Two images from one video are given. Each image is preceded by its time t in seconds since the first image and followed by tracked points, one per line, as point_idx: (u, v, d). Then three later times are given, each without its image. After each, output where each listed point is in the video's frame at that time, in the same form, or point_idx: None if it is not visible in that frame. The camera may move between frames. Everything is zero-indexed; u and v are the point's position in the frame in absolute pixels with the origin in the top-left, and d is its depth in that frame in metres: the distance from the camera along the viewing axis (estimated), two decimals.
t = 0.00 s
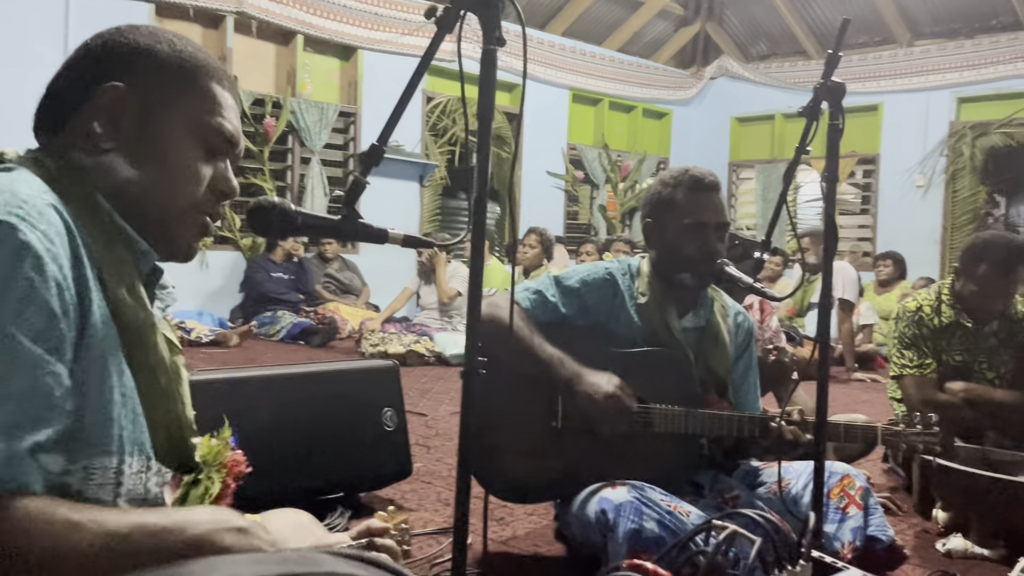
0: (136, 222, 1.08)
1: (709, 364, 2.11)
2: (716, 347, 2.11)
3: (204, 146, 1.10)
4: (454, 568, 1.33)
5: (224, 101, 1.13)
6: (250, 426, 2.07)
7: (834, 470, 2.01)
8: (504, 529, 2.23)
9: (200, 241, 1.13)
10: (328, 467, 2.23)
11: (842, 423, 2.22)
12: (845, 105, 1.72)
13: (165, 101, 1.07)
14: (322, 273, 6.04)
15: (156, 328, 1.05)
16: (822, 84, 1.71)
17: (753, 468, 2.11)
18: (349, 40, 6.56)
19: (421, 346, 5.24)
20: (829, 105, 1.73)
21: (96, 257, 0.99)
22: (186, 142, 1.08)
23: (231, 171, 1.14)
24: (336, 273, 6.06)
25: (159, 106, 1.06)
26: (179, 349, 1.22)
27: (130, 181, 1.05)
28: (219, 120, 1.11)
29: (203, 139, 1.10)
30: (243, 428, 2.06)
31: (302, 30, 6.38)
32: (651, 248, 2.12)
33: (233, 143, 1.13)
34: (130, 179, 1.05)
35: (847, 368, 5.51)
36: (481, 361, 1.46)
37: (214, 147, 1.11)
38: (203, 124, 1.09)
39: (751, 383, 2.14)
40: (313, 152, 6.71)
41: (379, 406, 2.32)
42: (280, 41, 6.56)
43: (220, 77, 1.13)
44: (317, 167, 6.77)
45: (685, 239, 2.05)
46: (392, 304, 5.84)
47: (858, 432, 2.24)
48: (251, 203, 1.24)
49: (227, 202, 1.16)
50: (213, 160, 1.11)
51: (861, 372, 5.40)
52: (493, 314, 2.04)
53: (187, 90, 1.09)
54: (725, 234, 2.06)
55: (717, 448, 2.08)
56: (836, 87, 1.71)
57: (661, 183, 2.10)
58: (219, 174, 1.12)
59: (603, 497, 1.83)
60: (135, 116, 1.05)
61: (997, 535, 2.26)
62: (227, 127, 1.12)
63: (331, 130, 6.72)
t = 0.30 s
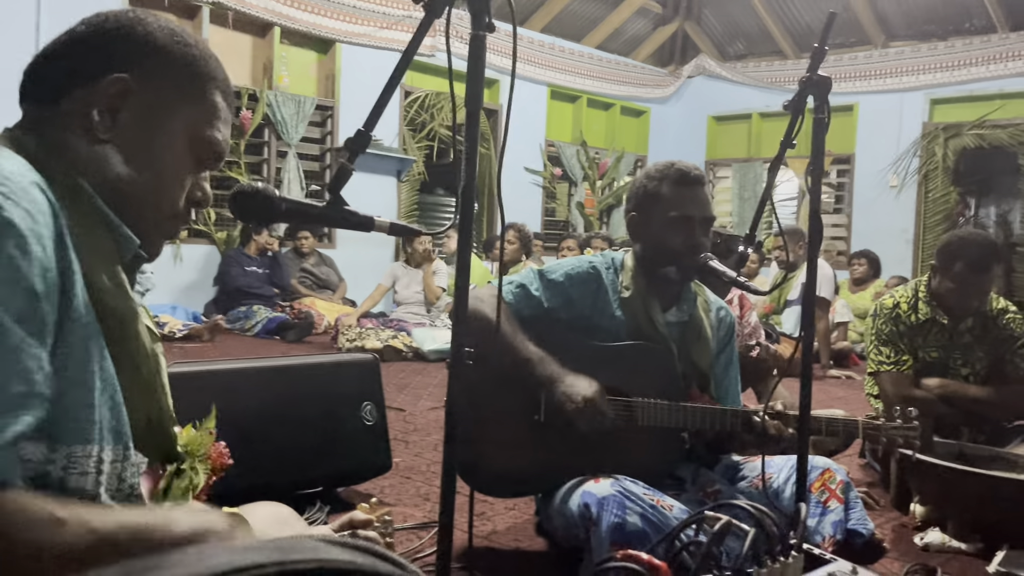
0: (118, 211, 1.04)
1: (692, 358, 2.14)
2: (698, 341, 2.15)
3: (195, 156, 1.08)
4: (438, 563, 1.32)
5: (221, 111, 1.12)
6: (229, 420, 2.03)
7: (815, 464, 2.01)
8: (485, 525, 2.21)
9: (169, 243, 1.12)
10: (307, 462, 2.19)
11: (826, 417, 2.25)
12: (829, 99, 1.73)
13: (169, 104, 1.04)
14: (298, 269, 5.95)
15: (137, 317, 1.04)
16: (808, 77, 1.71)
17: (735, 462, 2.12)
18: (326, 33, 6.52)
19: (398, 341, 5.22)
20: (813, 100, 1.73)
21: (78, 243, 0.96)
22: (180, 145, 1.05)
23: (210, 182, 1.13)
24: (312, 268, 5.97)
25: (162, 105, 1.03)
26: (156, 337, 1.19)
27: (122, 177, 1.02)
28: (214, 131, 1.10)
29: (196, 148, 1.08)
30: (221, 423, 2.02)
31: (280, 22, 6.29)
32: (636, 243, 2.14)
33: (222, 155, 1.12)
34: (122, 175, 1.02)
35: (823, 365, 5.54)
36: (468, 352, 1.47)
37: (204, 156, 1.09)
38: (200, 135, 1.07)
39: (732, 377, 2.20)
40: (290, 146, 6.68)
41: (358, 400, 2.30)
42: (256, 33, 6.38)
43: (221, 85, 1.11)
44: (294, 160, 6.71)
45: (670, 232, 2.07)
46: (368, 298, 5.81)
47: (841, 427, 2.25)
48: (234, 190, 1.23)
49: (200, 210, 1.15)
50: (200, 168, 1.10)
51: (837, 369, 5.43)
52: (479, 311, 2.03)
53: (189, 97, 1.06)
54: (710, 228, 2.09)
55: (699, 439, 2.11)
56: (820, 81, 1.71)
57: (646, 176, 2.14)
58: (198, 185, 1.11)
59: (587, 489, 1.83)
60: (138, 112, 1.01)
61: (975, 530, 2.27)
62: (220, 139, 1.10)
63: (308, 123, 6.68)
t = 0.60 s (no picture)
0: (69, 192, 0.99)
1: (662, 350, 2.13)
2: (669, 334, 2.13)
3: (154, 133, 1.03)
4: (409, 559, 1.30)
5: (186, 88, 1.08)
6: (193, 413, 1.99)
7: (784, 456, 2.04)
8: (453, 517, 2.19)
9: (131, 226, 1.07)
10: (273, 455, 2.15)
11: (796, 409, 2.26)
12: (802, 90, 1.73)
13: (122, 78, 1.00)
14: (263, 260, 5.85)
15: (94, 305, 0.96)
16: (781, 67, 1.72)
17: (705, 453, 2.11)
18: (295, 22, 6.36)
19: (366, 334, 5.17)
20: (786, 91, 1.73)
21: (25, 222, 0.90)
22: (137, 121, 1.01)
23: (175, 162, 1.07)
24: (277, 260, 5.90)
25: (116, 80, 0.99)
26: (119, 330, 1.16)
27: (67, 156, 0.97)
28: (179, 111, 1.05)
29: (155, 123, 1.03)
30: (184, 417, 1.97)
31: (246, 9, 6.16)
32: (608, 235, 2.13)
33: (188, 135, 1.08)
34: (68, 156, 0.97)
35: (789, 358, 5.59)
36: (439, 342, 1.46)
37: (168, 136, 1.05)
38: (160, 109, 1.03)
39: (702, 370, 2.19)
40: (254, 136, 6.38)
41: (324, 391, 2.27)
42: (220, 20, 6.31)
43: (184, 61, 1.07)
44: (259, 150, 6.42)
45: (640, 223, 2.07)
46: (335, 289, 5.74)
47: (810, 419, 2.27)
48: (200, 173, 1.20)
49: (164, 195, 1.09)
50: (164, 148, 1.05)
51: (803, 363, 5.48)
52: (449, 301, 2.07)
53: (150, 75, 1.02)
54: (680, 220, 2.09)
55: (669, 431, 2.11)
56: (792, 71, 1.71)
57: (617, 167, 2.14)
58: (161, 164, 1.06)
59: (557, 481, 1.82)
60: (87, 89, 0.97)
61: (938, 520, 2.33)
62: (183, 117, 1.06)
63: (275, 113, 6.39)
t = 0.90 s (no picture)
0: (14, 165, 1.02)
1: (619, 336, 2.15)
2: (626, 320, 2.15)
3: (92, 89, 1.06)
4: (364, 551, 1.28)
5: (118, 38, 1.10)
6: (138, 402, 1.92)
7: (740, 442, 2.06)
8: (408, 506, 2.17)
9: (85, 185, 1.10)
10: (222, 445, 2.10)
11: (752, 396, 2.28)
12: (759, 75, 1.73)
13: (51, 38, 1.01)
14: (213, 247, 5.70)
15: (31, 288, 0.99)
16: (739, 53, 1.72)
17: (660, 440, 2.14)
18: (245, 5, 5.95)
19: (317, 324, 5.07)
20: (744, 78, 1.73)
21: None
22: (76, 80, 1.03)
23: (122, 115, 1.12)
24: (229, 247, 5.67)
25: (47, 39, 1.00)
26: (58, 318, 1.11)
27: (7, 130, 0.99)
28: (114, 56, 1.07)
29: (93, 78, 1.05)
30: (129, 405, 1.91)
31: None
32: (564, 220, 2.09)
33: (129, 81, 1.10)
34: (8, 129, 0.99)
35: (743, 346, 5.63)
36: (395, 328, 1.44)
37: (105, 88, 1.07)
38: (97, 66, 1.05)
39: (658, 356, 2.19)
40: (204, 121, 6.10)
41: (276, 379, 2.22)
42: None
43: (109, 11, 1.09)
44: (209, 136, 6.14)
45: (598, 210, 2.05)
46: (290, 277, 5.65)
47: (764, 406, 2.30)
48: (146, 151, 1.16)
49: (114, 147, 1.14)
50: (104, 100, 1.08)
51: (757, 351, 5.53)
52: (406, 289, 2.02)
53: (78, 31, 1.04)
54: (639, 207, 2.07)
55: (626, 419, 2.11)
56: (749, 57, 1.72)
57: (575, 151, 2.07)
58: (110, 116, 1.10)
59: (515, 469, 1.80)
60: (16, 52, 0.98)
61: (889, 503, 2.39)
62: (122, 66, 1.09)
63: (224, 97, 6.19)
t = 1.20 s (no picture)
0: None
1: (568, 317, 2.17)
2: (575, 301, 2.19)
3: None
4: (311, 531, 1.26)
5: None
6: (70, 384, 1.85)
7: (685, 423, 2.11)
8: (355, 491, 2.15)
9: None
10: (161, 430, 2.03)
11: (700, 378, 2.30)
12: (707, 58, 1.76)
13: None
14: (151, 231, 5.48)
15: None
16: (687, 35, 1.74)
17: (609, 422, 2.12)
18: None
19: (262, 309, 4.98)
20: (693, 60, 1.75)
21: None
22: None
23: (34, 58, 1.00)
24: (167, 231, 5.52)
25: None
26: None
27: None
28: None
29: None
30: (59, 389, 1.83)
31: None
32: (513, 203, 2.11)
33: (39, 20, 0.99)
34: None
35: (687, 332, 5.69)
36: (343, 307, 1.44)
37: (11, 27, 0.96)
38: None
39: (607, 338, 2.24)
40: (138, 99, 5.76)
41: (218, 363, 2.15)
42: None
43: None
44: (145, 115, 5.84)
45: (548, 192, 2.01)
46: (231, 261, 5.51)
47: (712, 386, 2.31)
48: (71, 116, 1.12)
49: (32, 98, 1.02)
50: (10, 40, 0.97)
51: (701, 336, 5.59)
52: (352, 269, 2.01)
53: None
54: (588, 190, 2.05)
55: (578, 404, 2.09)
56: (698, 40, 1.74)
57: (525, 131, 2.00)
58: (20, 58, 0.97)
59: (461, 451, 1.84)
60: None
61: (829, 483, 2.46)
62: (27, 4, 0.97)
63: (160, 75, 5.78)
